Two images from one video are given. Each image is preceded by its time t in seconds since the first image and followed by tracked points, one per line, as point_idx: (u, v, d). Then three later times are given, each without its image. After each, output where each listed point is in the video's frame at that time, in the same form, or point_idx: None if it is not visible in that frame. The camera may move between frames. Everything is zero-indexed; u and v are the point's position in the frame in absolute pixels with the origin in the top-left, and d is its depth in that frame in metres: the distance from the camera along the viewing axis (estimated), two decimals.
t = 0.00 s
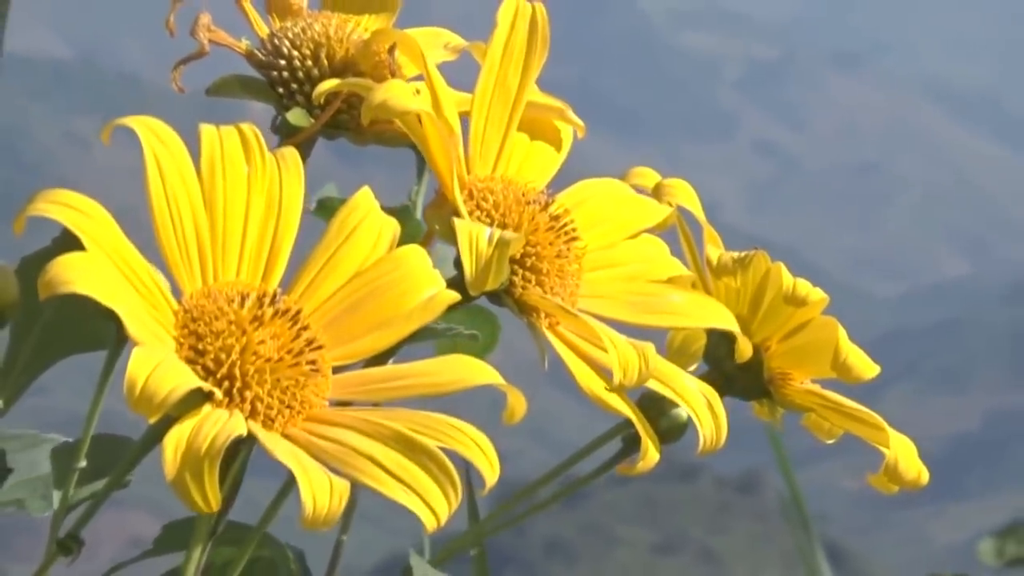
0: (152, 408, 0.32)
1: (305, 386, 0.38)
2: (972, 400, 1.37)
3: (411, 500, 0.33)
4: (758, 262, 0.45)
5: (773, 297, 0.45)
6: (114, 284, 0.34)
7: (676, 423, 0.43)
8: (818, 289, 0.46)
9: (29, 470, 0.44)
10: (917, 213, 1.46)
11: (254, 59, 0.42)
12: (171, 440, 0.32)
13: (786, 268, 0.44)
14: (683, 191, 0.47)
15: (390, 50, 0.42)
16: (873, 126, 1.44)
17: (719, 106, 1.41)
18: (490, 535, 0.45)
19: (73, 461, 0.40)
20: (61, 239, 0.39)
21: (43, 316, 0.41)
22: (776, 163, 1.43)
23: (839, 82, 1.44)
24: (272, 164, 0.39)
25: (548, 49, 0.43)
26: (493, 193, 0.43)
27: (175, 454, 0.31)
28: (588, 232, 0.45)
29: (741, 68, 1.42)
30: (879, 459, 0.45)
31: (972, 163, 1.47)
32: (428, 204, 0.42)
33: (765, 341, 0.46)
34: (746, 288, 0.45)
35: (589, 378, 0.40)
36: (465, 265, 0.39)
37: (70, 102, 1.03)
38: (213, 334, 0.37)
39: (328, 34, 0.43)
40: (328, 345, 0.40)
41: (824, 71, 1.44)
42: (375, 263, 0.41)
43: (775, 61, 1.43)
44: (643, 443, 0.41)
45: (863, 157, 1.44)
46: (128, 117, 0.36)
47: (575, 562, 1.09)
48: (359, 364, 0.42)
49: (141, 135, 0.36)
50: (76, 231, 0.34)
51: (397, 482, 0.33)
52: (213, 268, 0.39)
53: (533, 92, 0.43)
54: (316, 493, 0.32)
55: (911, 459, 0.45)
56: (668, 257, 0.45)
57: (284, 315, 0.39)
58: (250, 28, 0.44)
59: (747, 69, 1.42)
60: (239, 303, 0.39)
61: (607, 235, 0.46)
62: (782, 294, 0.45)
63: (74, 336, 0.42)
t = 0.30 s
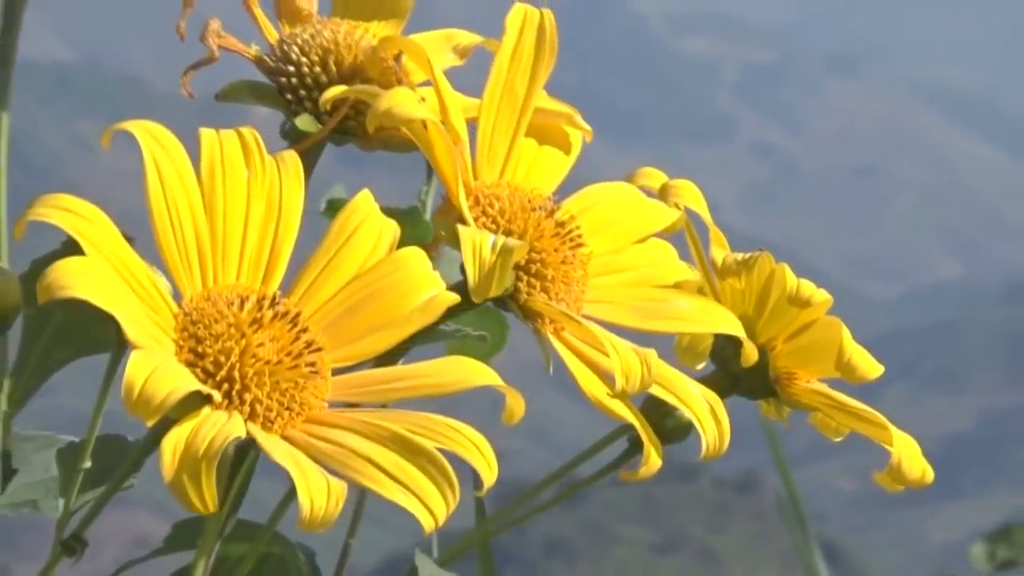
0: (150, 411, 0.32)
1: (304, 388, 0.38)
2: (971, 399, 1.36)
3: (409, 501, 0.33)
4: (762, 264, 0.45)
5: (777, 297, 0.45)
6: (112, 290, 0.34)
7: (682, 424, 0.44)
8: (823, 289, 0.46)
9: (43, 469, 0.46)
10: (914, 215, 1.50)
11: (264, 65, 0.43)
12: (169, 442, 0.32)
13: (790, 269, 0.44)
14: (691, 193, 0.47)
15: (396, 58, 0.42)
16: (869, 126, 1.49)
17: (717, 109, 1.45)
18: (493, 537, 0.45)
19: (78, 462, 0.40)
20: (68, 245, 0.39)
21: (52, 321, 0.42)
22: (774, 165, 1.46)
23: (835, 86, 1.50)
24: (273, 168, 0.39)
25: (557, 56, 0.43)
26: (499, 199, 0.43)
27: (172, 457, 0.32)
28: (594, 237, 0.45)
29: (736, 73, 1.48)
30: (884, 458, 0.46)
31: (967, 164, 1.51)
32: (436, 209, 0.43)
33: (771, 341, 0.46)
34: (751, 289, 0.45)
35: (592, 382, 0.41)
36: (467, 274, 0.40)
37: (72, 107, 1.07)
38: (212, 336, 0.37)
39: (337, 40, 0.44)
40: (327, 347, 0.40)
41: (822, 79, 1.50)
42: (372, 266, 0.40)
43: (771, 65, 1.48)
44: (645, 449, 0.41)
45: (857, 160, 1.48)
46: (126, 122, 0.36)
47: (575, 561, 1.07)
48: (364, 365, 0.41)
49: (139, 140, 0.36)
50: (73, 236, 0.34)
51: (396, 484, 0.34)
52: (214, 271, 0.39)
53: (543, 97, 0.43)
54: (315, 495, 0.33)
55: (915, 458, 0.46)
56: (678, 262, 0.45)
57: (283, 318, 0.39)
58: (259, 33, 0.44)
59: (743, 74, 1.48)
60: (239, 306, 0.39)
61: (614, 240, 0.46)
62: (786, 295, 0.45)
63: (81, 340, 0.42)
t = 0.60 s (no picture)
0: (152, 414, 0.31)
1: (308, 390, 0.36)
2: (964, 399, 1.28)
3: (410, 504, 0.32)
4: (769, 269, 0.46)
5: (784, 303, 0.46)
6: (115, 294, 0.33)
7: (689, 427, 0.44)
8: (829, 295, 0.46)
9: (53, 471, 0.47)
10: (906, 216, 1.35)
11: (276, 71, 0.43)
12: (170, 445, 0.32)
13: (797, 275, 0.45)
14: (699, 199, 0.47)
15: (406, 64, 0.43)
16: (866, 127, 1.32)
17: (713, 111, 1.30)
18: (498, 539, 0.46)
19: (88, 464, 0.40)
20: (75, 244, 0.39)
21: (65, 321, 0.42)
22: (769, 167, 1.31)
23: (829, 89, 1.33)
24: (276, 172, 0.38)
25: (566, 64, 0.43)
26: (509, 206, 0.43)
27: (175, 457, 0.31)
28: (602, 243, 0.46)
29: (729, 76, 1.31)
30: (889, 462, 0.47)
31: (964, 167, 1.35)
32: (445, 216, 0.43)
33: (778, 345, 0.47)
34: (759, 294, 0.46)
35: (600, 388, 0.41)
36: (476, 280, 0.40)
37: (78, 107, 0.93)
38: (215, 338, 0.36)
39: (349, 47, 0.44)
40: (332, 349, 0.37)
41: (816, 81, 1.32)
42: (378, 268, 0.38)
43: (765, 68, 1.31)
44: (651, 454, 0.42)
45: (850, 161, 1.33)
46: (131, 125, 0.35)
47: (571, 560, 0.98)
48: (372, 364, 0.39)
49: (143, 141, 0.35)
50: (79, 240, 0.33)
51: (399, 486, 0.33)
52: (217, 273, 0.37)
53: (553, 104, 0.44)
54: (314, 496, 0.32)
55: (920, 462, 0.46)
56: (684, 266, 0.46)
57: (288, 321, 0.37)
58: (272, 39, 0.44)
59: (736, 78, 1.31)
60: (242, 308, 0.37)
61: (621, 246, 0.46)
62: (793, 302, 0.46)
63: (91, 341, 0.43)
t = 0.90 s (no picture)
0: (163, 418, 0.30)
1: (317, 394, 0.35)
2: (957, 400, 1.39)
3: (417, 506, 0.32)
4: (777, 276, 0.46)
5: (791, 310, 0.46)
6: (124, 299, 0.32)
7: (696, 433, 0.45)
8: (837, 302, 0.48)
9: (62, 470, 0.47)
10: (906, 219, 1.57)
11: (287, 75, 0.43)
12: (182, 449, 0.31)
13: (804, 283, 0.46)
14: (707, 207, 0.48)
15: (416, 71, 0.43)
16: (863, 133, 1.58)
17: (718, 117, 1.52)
18: (501, 544, 0.46)
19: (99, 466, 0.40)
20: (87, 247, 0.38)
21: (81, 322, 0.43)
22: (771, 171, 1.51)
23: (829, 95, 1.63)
24: (286, 180, 0.37)
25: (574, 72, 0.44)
26: (517, 211, 0.44)
27: (184, 462, 0.31)
28: (611, 249, 0.47)
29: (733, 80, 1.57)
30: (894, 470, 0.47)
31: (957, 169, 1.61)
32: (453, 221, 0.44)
33: (784, 352, 0.48)
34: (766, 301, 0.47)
35: (608, 392, 0.41)
36: (484, 283, 0.39)
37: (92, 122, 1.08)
38: (225, 343, 0.35)
39: (359, 52, 0.44)
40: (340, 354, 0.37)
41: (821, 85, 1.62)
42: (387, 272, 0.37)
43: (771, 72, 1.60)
44: (658, 457, 0.42)
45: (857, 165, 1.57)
46: (143, 131, 0.35)
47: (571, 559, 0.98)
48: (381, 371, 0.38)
49: (151, 147, 0.34)
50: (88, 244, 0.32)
51: (405, 488, 0.32)
52: (227, 278, 0.36)
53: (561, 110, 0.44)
54: (322, 499, 0.31)
55: (924, 470, 0.47)
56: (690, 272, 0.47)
57: (296, 325, 0.36)
58: (284, 45, 0.45)
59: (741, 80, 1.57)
60: (252, 312, 0.36)
61: (629, 252, 0.47)
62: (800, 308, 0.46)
63: (105, 344, 0.43)
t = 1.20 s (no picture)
0: (185, 424, 0.30)
1: (335, 400, 0.35)
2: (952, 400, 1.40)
3: (435, 514, 0.31)
4: (784, 286, 0.48)
5: (798, 319, 0.48)
6: (148, 304, 0.32)
7: (704, 439, 0.46)
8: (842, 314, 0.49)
9: (71, 470, 0.47)
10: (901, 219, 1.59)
11: (301, 82, 0.44)
12: (203, 455, 0.31)
13: (812, 293, 0.47)
14: (715, 217, 0.48)
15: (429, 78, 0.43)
16: (854, 137, 1.57)
17: (711, 121, 1.52)
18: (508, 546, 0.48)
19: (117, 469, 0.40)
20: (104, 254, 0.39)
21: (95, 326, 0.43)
22: (765, 173, 1.52)
23: (821, 97, 1.57)
24: (305, 187, 0.37)
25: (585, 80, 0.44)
26: (528, 217, 0.44)
27: (206, 465, 0.30)
28: (620, 256, 0.47)
29: (727, 85, 1.55)
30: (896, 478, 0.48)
31: (948, 171, 1.62)
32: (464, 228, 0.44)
33: (790, 361, 0.49)
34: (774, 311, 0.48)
35: (619, 397, 0.41)
36: (498, 288, 0.39)
37: (89, 115, 1.08)
38: (245, 349, 0.35)
39: (372, 59, 0.44)
40: (357, 360, 0.37)
41: (812, 90, 1.57)
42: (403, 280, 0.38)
43: (761, 79, 1.55)
44: (667, 461, 0.43)
45: (847, 168, 1.57)
46: (164, 139, 0.35)
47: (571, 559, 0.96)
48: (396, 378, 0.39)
49: (175, 156, 0.35)
50: (111, 251, 0.32)
51: (423, 494, 0.32)
52: (246, 284, 0.37)
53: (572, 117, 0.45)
54: (341, 504, 0.31)
55: (927, 480, 0.48)
56: (699, 278, 0.47)
57: (315, 332, 0.36)
58: (297, 50, 0.45)
59: (735, 85, 1.55)
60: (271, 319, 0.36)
61: (638, 258, 0.48)
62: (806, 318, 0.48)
63: (120, 349, 0.44)
